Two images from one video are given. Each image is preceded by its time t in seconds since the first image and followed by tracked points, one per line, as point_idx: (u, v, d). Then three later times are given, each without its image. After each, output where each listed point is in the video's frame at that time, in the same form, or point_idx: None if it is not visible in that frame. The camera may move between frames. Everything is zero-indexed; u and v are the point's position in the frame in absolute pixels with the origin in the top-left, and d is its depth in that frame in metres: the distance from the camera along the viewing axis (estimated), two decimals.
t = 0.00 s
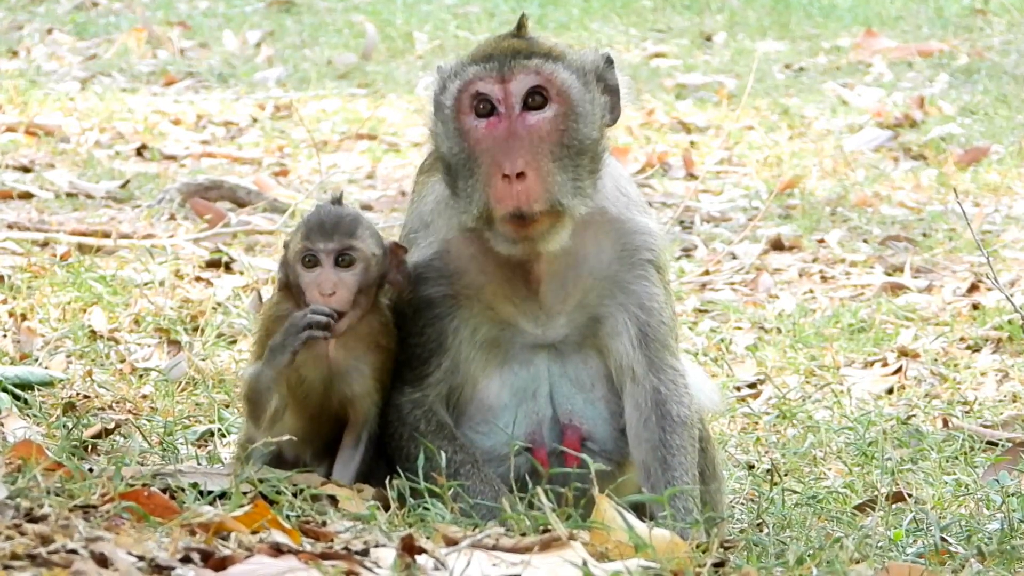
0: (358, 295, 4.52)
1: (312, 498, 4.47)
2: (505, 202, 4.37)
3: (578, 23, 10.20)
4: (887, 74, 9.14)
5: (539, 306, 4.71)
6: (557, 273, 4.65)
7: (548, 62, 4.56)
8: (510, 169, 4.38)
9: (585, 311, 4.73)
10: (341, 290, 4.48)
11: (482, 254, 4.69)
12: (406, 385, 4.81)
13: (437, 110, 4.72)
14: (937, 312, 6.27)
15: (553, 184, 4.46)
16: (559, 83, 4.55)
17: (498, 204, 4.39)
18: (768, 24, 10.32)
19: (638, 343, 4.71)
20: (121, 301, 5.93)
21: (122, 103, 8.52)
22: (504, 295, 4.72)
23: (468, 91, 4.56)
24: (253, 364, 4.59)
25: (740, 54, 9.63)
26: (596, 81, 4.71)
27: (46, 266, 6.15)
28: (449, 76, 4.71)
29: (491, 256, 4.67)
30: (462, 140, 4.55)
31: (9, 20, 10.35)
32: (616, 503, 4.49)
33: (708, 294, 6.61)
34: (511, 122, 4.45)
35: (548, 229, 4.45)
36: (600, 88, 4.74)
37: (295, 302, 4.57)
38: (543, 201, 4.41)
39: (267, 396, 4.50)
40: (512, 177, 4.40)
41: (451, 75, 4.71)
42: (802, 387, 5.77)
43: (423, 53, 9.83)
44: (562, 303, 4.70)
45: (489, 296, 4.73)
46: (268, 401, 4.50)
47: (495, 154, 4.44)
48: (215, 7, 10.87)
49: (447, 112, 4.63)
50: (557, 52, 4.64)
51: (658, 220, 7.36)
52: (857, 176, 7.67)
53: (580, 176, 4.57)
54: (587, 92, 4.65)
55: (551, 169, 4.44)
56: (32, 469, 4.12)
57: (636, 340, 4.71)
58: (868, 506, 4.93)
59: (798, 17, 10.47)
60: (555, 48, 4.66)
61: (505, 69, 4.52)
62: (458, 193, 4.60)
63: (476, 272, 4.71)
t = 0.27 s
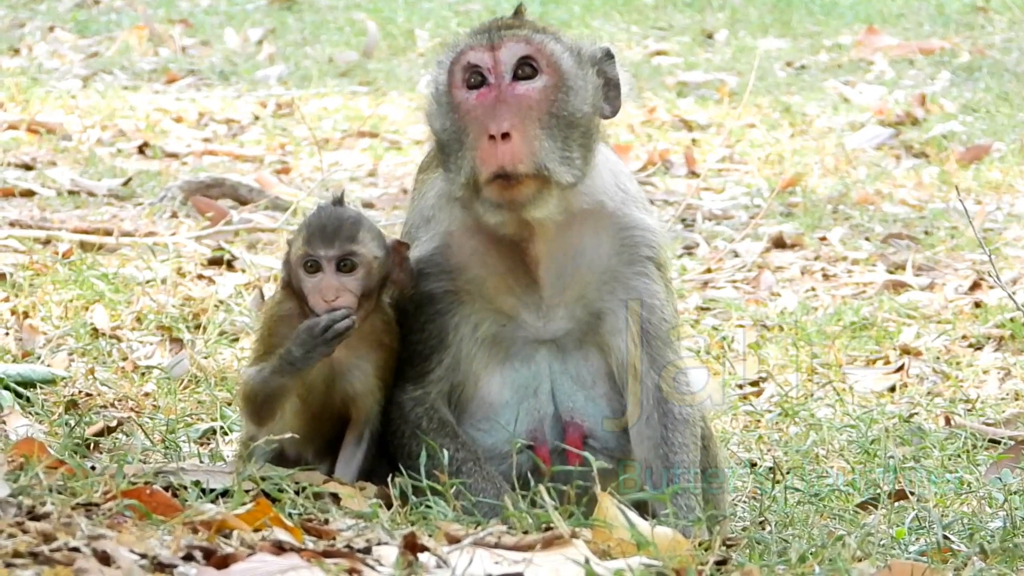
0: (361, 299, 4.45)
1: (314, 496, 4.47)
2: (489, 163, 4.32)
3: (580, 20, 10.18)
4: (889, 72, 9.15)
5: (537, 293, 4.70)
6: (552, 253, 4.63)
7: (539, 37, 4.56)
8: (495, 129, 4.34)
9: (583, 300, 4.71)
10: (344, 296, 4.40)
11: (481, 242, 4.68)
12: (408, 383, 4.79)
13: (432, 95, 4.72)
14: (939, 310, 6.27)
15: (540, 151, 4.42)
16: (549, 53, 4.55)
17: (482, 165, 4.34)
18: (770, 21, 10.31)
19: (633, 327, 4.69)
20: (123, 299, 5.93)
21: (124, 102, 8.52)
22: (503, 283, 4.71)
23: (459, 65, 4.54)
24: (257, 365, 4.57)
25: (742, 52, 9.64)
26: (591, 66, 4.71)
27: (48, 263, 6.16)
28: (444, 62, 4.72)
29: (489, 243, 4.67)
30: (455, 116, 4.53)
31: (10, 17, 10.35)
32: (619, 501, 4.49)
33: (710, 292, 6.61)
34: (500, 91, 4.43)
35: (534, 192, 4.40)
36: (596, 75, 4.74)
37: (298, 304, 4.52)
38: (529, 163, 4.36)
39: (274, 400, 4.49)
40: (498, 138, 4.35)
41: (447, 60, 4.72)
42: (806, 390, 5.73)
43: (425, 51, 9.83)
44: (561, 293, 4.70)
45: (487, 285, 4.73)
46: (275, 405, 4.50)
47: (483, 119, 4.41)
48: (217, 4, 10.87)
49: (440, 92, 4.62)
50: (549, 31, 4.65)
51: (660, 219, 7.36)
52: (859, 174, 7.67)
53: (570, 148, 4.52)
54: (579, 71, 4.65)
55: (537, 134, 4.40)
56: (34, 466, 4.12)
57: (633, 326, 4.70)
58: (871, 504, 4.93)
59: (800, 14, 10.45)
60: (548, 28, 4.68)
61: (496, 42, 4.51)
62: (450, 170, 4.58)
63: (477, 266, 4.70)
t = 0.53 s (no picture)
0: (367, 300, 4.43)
1: (316, 494, 4.47)
2: (474, 129, 4.33)
3: (583, 17, 10.15)
4: (891, 70, 9.13)
5: (537, 281, 4.71)
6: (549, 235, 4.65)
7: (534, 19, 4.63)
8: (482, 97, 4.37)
9: (583, 290, 4.71)
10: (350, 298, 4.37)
11: (482, 231, 4.70)
12: (411, 382, 4.77)
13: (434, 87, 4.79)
14: (941, 308, 6.27)
15: (528, 124, 4.42)
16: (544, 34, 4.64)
17: (467, 134, 4.34)
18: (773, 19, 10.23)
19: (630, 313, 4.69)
20: (125, 297, 5.92)
21: (126, 100, 8.51)
22: (504, 273, 4.72)
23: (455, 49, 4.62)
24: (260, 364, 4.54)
25: (744, 51, 9.63)
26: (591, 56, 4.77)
27: (51, 261, 6.15)
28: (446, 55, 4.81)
29: (490, 231, 4.69)
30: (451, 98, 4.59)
31: (12, 15, 10.34)
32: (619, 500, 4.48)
33: (712, 290, 6.61)
34: (494, 67, 4.49)
35: (520, 163, 4.38)
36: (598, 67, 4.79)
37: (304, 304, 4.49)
38: (516, 134, 4.35)
39: (277, 399, 4.46)
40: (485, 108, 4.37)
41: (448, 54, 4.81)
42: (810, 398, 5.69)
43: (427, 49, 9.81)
44: (560, 284, 4.70)
45: (487, 276, 4.73)
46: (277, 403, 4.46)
47: (474, 92, 4.46)
48: (219, 1, 10.85)
49: (440, 78, 4.70)
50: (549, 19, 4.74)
51: (662, 216, 7.36)
52: (861, 171, 7.66)
53: (561, 127, 4.54)
54: (577, 59, 4.70)
55: (525, 106, 4.41)
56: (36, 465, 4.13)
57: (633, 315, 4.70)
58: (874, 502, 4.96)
59: (802, 12, 10.43)
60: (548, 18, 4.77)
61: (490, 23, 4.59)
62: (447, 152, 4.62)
63: (482, 260, 4.72)
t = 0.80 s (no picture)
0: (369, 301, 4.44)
1: (318, 496, 4.47)
2: (460, 128, 4.41)
3: (585, 19, 10.15)
4: (894, 71, 9.10)
5: (538, 282, 4.71)
6: (548, 234, 4.68)
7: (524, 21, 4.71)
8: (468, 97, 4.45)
9: (584, 290, 4.71)
10: (353, 299, 4.39)
11: (483, 231, 4.72)
12: (414, 383, 4.77)
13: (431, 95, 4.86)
14: (943, 309, 6.27)
15: (515, 123, 4.49)
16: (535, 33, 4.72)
17: (454, 133, 4.42)
18: (776, 20, 10.30)
19: (630, 311, 4.67)
20: (128, 299, 5.92)
21: (129, 101, 8.51)
22: (506, 272, 4.72)
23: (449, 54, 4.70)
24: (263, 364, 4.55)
25: (747, 52, 9.63)
26: (587, 56, 4.83)
27: (53, 262, 6.15)
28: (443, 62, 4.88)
29: (491, 230, 4.72)
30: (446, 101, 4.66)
31: (15, 16, 10.33)
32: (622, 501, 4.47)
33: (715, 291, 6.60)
34: (486, 67, 4.56)
35: (506, 163, 4.45)
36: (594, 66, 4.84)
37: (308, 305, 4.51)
38: (501, 134, 4.42)
39: (279, 398, 4.46)
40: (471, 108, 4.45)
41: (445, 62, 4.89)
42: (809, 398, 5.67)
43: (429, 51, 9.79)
44: (560, 284, 4.70)
45: (489, 276, 4.73)
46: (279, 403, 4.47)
47: (464, 91, 4.53)
48: (222, 2, 10.85)
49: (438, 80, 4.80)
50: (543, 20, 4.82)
51: (664, 217, 7.36)
52: (864, 173, 7.66)
53: (551, 126, 4.60)
54: (572, 59, 4.76)
55: (511, 106, 4.48)
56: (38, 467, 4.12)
57: (632, 314, 4.68)
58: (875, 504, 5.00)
59: (805, 14, 10.41)
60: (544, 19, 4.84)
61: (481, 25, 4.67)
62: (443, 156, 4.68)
63: (484, 259, 4.73)
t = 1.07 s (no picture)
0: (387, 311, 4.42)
1: (319, 502, 4.46)
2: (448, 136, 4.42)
3: (586, 26, 10.14)
4: (894, 77, 9.06)
5: (537, 289, 4.71)
6: (545, 241, 4.68)
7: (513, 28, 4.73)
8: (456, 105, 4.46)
9: (583, 297, 4.70)
10: (374, 310, 4.36)
11: (482, 238, 4.73)
12: (415, 389, 4.77)
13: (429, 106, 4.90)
14: (944, 316, 6.27)
15: (505, 130, 4.50)
16: (525, 42, 4.73)
17: (443, 141, 4.42)
18: (777, 27, 10.31)
19: (630, 311, 4.66)
20: (129, 305, 5.92)
21: (130, 108, 8.51)
22: (505, 279, 4.73)
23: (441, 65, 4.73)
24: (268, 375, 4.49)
25: (748, 58, 9.62)
26: (581, 62, 4.82)
27: (54, 269, 6.15)
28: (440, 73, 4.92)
29: (489, 237, 4.72)
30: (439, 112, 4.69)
31: (16, 22, 10.33)
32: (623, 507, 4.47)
33: (716, 297, 6.60)
34: (476, 76, 4.59)
35: (494, 171, 4.44)
36: (588, 73, 4.83)
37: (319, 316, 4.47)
38: (491, 141, 4.43)
39: (286, 412, 4.40)
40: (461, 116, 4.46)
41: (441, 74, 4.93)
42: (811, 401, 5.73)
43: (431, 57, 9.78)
44: (558, 291, 4.70)
45: (486, 284, 4.74)
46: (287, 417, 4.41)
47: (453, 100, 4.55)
48: (223, 9, 10.84)
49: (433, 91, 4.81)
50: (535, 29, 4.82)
51: (665, 223, 7.36)
52: (865, 179, 7.65)
53: (542, 133, 4.60)
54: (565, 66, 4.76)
55: (500, 113, 4.49)
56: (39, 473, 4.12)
57: (633, 316, 4.67)
58: (876, 509, 5.02)
59: (806, 20, 10.39)
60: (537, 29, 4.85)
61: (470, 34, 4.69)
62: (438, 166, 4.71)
63: (483, 265, 4.73)
